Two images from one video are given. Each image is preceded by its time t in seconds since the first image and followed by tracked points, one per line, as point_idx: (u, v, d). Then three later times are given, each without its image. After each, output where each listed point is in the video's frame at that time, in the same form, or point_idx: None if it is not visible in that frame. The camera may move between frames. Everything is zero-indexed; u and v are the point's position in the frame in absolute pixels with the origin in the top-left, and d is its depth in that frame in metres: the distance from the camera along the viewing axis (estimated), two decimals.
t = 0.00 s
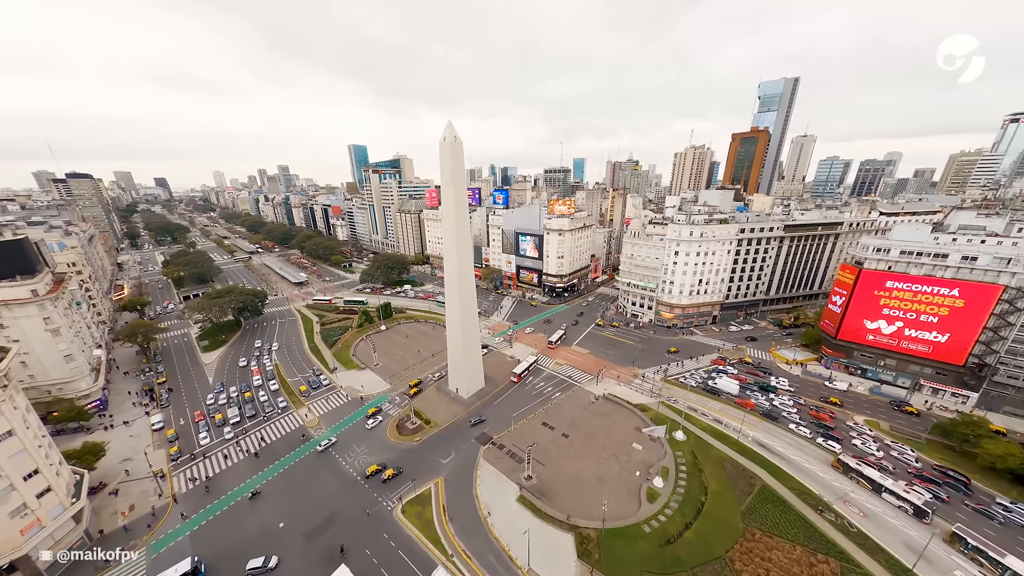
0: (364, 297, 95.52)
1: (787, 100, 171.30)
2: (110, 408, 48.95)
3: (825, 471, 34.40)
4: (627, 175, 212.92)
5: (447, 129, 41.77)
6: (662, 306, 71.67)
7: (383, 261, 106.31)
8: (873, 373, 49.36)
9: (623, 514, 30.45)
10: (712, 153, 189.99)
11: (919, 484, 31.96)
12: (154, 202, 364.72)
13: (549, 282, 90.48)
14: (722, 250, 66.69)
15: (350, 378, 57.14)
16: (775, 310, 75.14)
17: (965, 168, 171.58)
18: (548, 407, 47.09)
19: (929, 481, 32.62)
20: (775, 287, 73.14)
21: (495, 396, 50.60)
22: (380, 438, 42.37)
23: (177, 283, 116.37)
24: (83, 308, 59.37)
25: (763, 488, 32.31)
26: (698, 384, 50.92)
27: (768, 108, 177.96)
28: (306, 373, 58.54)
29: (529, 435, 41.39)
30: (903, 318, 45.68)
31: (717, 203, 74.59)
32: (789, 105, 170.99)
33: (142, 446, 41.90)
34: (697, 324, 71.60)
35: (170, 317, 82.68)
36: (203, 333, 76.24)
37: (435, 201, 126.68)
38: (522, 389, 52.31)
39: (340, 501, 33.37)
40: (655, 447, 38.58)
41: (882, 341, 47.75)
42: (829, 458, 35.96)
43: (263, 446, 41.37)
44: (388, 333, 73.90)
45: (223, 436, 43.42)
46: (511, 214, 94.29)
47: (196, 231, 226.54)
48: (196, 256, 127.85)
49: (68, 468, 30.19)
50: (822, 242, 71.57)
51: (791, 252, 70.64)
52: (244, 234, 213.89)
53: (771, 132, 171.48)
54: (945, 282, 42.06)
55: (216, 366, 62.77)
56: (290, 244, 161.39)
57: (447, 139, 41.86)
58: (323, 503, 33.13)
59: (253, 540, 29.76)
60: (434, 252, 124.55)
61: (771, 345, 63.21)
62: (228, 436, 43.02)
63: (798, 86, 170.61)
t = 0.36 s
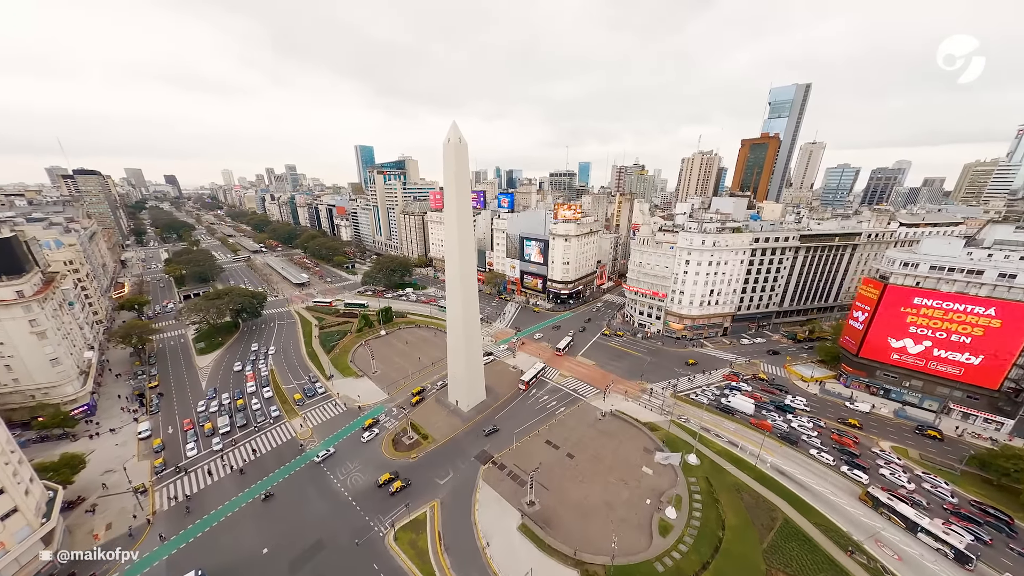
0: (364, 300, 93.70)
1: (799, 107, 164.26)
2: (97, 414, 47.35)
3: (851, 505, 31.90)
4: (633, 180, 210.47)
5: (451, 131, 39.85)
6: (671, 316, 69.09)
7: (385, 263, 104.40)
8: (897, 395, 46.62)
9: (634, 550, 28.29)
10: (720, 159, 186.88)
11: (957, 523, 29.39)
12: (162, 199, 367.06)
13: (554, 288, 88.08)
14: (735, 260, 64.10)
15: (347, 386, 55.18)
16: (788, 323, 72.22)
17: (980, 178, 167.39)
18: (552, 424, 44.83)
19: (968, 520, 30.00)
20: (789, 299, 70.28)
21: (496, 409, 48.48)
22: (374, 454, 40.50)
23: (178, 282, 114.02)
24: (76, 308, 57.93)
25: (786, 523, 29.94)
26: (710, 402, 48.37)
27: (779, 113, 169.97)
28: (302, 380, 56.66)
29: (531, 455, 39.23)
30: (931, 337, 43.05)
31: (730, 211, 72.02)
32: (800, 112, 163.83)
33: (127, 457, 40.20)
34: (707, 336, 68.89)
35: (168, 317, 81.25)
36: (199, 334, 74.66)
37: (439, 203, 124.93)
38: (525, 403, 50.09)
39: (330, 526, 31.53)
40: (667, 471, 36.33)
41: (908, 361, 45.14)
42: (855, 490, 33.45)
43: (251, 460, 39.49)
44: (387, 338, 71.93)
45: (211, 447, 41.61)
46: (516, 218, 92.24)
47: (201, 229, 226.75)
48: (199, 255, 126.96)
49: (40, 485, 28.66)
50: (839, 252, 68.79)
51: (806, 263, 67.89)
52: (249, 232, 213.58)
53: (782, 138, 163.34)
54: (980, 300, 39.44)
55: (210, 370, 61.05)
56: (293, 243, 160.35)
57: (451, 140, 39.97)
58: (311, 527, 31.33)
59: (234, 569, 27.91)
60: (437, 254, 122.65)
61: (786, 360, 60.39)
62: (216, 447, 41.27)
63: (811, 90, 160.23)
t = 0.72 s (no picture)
0: (365, 301, 91.81)
1: (813, 115, 152.33)
2: (83, 415, 45.80)
3: (882, 549, 29.22)
4: (641, 186, 207.65)
5: (456, 131, 37.87)
6: (680, 329, 66.36)
7: (388, 264, 102.47)
8: (924, 423, 43.77)
9: None
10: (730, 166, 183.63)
11: None
12: (171, 193, 370.04)
13: (559, 295, 85.60)
14: (750, 272, 61.33)
15: (342, 394, 53.13)
16: (803, 339, 69.15)
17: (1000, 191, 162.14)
18: (555, 443, 42.43)
19: (1012, 572, 27.42)
20: (805, 314, 67.19)
21: (497, 424, 46.16)
22: (366, 471, 38.52)
23: (179, 278, 111.30)
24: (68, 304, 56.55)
25: (810, 569, 27.38)
26: (723, 424, 45.64)
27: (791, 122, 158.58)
28: (296, 386, 54.72)
29: (533, 478, 36.93)
30: (965, 363, 40.28)
31: (745, 220, 69.23)
32: (815, 120, 152.14)
33: (107, 465, 38.54)
34: (718, 351, 66.04)
35: (166, 314, 79.85)
36: (195, 333, 73.00)
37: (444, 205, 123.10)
38: (527, 418, 47.79)
39: (314, 552, 29.57)
40: (678, 502, 33.87)
41: (937, 387, 42.38)
42: (886, 531, 30.75)
43: (235, 473, 37.62)
44: (386, 343, 69.86)
45: (195, 457, 39.75)
46: (522, 222, 90.10)
47: (208, 224, 227.03)
48: (201, 251, 125.88)
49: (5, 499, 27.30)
50: (858, 267, 65.79)
51: (824, 277, 64.94)
52: (255, 228, 213.32)
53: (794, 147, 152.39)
54: (1021, 326, 36.73)
55: (203, 372, 59.37)
56: (298, 241, 159.31)
57: (456, 142, 37.96)
58: (294, 554, 29.39)
59: None
60: (441, 256, 120.70)
61: (802, 379, 57.42)
62: (201, 457, 39.45)
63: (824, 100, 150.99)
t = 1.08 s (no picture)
0: (365, 302, 89.81)
1: (828, 126, 144.92)
2: (64, 415, 44.11)
3: None
4: (649, 193, 204.36)
5: (463, 131, 35.68)
6: (689, 345, 63.45)
7: (390, 264, 100.35)
8: (953, 458, 40.92)
9: None
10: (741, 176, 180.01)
11: None
12: (183, 185, 372.10)
13: (563, 303, 82.98)
14: (765, 288, 58.55)
15: (334, 401, 50.97)
16: (818, 359, 65.94)
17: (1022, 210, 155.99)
18: (557, 465, 39.98)
19: None
20: (821, 333, 64.09)
21: (494, 442, 43.78)
22: (354, 488, 36.39)
23: (180, 272, 108.86)
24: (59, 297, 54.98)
25: None
26: (736, 451, 42.92)
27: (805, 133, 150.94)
28: (288, 391, 52.65)
29: (532, 504, 34.56)
30: (1002, 398, 37.53)
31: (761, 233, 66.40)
32: (830, 132, 144.58)
33: (83, 472, 36.80)
34: (729, 369, 63.06)
35: (162, 309, 78.19)
36: (190, 329, 71.19)
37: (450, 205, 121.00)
38: (526, 435, 45.37)
39: None
40: (688, 539, 31.38)
41: (968, 422, 39.78)
42: None
43: (214, 487, 35.75)
44: (384, 347, 67.62)
45: (176, 467, 37.83)
46: (528, 227, 87.86)
47: (215, 217, 226.85)
48: (204, 244, 124.62)
49: None
50: (878, 286, 62.78)
51: (843, 296, 62.01)
52: (261, 223, 212.64)
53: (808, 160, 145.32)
54: None
55: (194, 371, 57.52)
56: (301, 238, 157.93)
57: (462, 143, 35.83)
58: None
59: None
60: (444, 258, 118.49)
61: (818, 403, 54.36)
62: (181, 467, 37.61)
63: (841, 112, 143.76)
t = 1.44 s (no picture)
0: (364, 302, 87.60)
1: (844, 140, 140.89)
2: (39, 413, 42.17)
3: None
4: (657, 201, 201.44)
5: (469, 130, 33.25)
6: (698, 362, 60.60)
7: (391, 264, 98.05)
8: (984, 500, 38.14)
9: None
10: (751, 188, 176.72)
11: None
12: (192, 176, 373.99)
13: (567, 312, 80.28)
14: (780, 307, 55.82)
15: (323, 408, 48.70)
16: (832, 383, 62.75)
17: None
18: (556, 491, 37.36)
19: None
20: (836, 356, 61.04)
21: (489, 461, 41.33)
22: (337, 510, 33.98)
23: (179, 263, 107.14)
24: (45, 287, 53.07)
25: None
26: (748, 482, 40.16)
27: (819, 147, 146.28)
28: (276, 395, 50.49)
29: (527, 536, 32.07)
30: None
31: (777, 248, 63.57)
32: (845, 146, 140.53)
33: (50, 476, 34.69)
34: (739, 390, 60.03)
35: (156, 301, 76.25)
36: (181, 324, 69.03)
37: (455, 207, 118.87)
38: (524, 454, 42.93)
39: None
40: None
41: (1002, 465, 37.00)
42: None
43: (187, 501, 33.58)
44: (379, 351, 65.20)
45: (149, 476, 35.77)
46: (533, 232, 85.49)
47: (220, 208, 225.99)
48: (205, 236, 123.03)
49: None
50: (899, 310, 59.88)
51: (861, 318, 59.13)
52: (265, 216, 211.44)
53: (821, 175, 141.19)
54: None
55: (181, 369, 55.48)
56: (304, 233, 156.23)
57: (468, 142, 33.55)
58: None
59: None
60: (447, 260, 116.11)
61: (835, 432, 51.27)
62: (154, 476, 35.53)
63: (858, 127, 139.20)
